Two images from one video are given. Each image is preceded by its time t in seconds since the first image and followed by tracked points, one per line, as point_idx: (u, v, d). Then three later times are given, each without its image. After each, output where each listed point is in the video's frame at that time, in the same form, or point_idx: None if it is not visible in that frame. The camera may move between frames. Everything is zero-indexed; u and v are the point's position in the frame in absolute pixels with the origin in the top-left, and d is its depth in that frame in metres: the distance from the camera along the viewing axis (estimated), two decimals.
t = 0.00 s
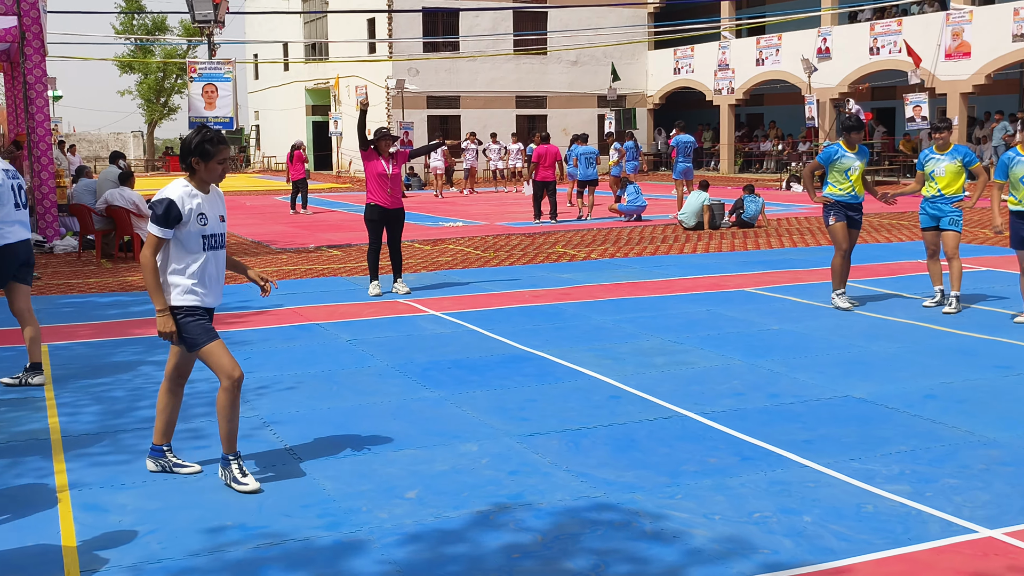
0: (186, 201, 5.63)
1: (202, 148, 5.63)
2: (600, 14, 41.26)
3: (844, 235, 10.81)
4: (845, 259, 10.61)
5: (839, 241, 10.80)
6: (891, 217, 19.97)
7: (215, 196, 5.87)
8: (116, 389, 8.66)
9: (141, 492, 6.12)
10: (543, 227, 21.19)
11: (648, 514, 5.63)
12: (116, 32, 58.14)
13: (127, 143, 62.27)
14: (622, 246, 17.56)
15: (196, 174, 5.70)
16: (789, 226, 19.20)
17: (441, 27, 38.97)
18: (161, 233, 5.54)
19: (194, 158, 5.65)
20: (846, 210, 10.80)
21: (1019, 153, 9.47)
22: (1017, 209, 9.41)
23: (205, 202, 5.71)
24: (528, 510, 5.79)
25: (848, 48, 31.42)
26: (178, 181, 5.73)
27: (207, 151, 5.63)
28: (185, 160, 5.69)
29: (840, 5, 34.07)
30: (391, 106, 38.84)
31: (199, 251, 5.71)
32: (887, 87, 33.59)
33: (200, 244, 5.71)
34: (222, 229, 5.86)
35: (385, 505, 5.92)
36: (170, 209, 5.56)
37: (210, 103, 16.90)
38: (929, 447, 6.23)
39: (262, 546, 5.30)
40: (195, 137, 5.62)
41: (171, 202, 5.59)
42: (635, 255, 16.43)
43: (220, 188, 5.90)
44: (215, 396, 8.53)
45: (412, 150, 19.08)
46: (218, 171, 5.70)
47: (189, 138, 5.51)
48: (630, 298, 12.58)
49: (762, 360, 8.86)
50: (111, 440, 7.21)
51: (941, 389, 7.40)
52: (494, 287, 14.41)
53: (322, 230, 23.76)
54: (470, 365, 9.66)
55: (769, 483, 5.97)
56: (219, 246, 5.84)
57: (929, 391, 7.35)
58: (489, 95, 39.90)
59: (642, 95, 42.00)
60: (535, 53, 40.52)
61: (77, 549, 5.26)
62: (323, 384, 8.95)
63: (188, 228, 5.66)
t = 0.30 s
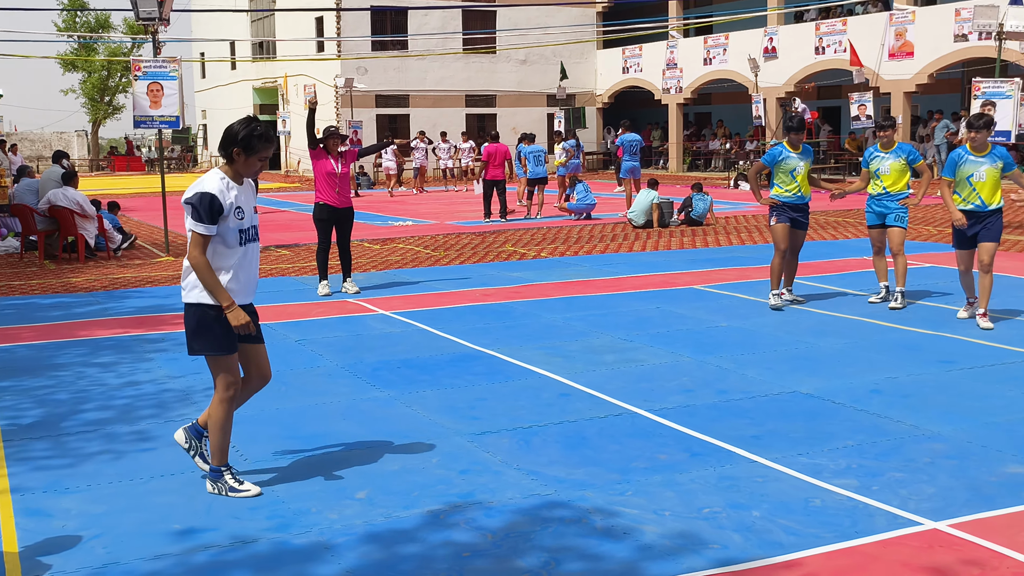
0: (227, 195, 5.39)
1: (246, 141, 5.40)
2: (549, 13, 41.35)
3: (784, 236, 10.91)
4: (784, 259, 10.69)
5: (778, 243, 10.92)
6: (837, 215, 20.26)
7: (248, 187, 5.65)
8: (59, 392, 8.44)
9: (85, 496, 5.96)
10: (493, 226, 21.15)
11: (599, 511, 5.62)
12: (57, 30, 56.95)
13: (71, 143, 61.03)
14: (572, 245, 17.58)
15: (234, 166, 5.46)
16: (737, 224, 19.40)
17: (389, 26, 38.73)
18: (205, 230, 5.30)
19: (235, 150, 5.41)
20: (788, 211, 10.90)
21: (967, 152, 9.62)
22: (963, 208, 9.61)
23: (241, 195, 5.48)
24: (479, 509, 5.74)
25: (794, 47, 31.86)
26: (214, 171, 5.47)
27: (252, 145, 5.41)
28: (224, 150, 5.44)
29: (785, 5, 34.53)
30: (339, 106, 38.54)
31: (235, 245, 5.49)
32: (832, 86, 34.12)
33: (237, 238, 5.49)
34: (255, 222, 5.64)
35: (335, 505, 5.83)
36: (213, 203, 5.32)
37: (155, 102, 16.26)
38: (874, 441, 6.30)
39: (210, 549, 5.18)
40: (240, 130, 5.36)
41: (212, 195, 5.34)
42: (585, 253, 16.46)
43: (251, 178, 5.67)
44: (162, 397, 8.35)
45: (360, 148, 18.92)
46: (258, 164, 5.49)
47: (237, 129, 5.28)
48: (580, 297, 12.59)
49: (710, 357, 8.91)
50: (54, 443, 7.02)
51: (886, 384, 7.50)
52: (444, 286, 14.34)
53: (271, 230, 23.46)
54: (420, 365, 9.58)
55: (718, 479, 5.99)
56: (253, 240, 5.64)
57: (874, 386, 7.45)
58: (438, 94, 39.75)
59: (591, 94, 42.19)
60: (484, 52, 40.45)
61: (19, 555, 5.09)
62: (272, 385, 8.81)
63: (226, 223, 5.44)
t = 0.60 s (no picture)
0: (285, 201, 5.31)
1: (307, 148, 5.37)
2: (491, 11, 41.32)
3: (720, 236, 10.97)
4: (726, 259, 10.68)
5: (717, 242, 10.93)
6: (778, 212, 20.55)
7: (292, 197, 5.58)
8: None
9: (20, 502, 5.76)
10: (437, 225, 21.01)
11: (544, 509, 5.58)
12: None
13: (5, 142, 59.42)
14: (515, 243, 17.56)
15: (289, 173, 5.40)
16: (679, 221, 19.55)
17: (331, 24, 38.33)
18: (266, 235, 5.18)
19: (293, 157, 5.37)
20: (722, 212, 10.98)
21: (906, 147, 9.75)
22: (898, 203, 9.77)
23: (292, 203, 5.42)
24: (424, 508, 5.67)
25: (734, 46, 32.25)
26: (267, 177, 5.38)
27: (314, 153, 5.40)
28: (280, 157, 5.37)
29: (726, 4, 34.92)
30: (281, 104, 38.06)
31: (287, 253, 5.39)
32: (772, 85, 34.61)
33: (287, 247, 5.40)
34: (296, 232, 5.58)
35: (278, 506, 5.72)
36: (275, 208, 5.23)
37: (91, 100, 15.81)
38: (814, 435, 6.34)
39: (149, 553, 5.04)
40: (301, 136, 5.35)
41: (272, 200, 5.25)
42: (528, 251, 16.45)
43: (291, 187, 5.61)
44: (100, 399, 8.13)
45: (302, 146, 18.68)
46: (310, 174, 5.46)
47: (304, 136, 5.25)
48: (524, 294, 12.57)
49: (653, 353, 8.94)
50: None
51: (825, 378, 7.58)
52: (388, 285, 14.21)
53: (212, 230, 23.05)
54: (363, 364, 9.46)
55: (662, 474, 6.00)
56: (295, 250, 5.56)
57: (814, 381, 7.53)
58: (381, 92, 39.48)
59: (534, 93, 42.26)
60: (427, 50, 40.24)
61: None
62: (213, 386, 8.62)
63: (280, 230, 5.34)
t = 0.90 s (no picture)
0: (342, 191, 5.22)
1: (363, 139, 5.27)
2: (433, 11, 41.15)
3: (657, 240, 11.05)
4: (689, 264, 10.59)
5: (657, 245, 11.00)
6: (719, 211, 20.75)
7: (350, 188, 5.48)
8: None
9: None
10: (379, 226, 20.81)
11: (485, 509, 5.53)
12: None
13: None
14: (458, 243, 17.49)
15: (347, 164, 5.30)
16: (621, 220, 19.65)
17: (271, 23, 37.78)
18: (314, 223, 5.10)
19: (351, 147, 5.27)
20: (660, 216, 11.04)
21: (829, 150, 9.87)
22: (823, 206, 9.87)
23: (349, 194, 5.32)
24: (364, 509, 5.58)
25: (674, 47, 32.53)
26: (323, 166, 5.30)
27: (370, 144, 5.29)
28: (337, 147, 5.29)
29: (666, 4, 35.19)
30: (220, 104, 37.47)
31: (341, 244, 5.30)
32: (712, 85, 35.01)
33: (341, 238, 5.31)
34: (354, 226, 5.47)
35: (216, 511, 5.58)
36: (326, 200, 5.13)
37: (24, 100, 15.36)
38: (753, 432, 6.37)
39: (83, 561, 4.88)
40: (358, 128, 5.25)
41: (328, 189, 5.17)
42: (471, 251, 16.39)
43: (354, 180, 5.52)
44: (33, 405, 7.88)
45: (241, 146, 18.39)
46: (369, 164, 5.34)
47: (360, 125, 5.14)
48: (466, 294, 12.50)
49: (594, 352, 8.94)
50: None
51: (765, 375, 7.64)
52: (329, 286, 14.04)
53: (150, 231, 22.57)
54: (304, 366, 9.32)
55: (602, 472, 5.99)
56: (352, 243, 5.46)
57: (753, 378, 7.58)
58: (322, 92, 39.06)
59: (476, 92, 42.19)
60: (369, 49, 39.91)
61: None
62: (150, 390, 8.42)
63: (333, 220, 5.25)
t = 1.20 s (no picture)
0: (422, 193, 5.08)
1: (437, 140, 5.16)
2: (376, 10, 40.87)
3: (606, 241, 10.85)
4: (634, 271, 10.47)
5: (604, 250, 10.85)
6: (662, 210, 20.86)
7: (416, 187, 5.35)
8: None
9: None
10: (320, 226, 20.55)
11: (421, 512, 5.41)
12: None
13: None
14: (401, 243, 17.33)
15: (418, 165, 5.17)
16: (565, 220, 19.66)
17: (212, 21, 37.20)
18: (403, 230, 4.94)
19: (424, 148, 5.15)
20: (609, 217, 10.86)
21: (758, 151, 9.85)
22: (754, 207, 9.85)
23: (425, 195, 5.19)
24: (300, 514, 5.43)
25: (616, 47, 32.70)
26: (399, 168, 5.14)
27: (442, 144, 5.18)
28: (409, 149, 5.15)
29: (608, 4, 35.35)
30: (160, 103, 36.81)
31: (419, 247, 5.16)
32: (655, 85, 35.27)
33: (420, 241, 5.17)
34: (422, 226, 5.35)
35: (147, 518, 5.39)
36: (416, 203, 4.98)
37: None
38: (691, 431, 6.32)
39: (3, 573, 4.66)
40: (431, 128, 5.14)
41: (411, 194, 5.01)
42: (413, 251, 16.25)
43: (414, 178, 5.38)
44: None
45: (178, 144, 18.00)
46: (445, 164, 5.25)
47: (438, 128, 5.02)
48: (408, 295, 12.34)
49: (535, 352, 8.86)
50: None
51: (704, 374, 7.62)
52: (269, 287, 13.80)
53: (86, 233, 22.02)
54: (242, 368, 9.10)
55: (541, 473, 5.90)
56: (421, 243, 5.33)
57: (692, 377, 7.56)
58: (264, 91, 38.55)
59: (420, 92, 42.00)
60: (311, 49, 39.45)
61: None
62: (82, 394, 8.15)
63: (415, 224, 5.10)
